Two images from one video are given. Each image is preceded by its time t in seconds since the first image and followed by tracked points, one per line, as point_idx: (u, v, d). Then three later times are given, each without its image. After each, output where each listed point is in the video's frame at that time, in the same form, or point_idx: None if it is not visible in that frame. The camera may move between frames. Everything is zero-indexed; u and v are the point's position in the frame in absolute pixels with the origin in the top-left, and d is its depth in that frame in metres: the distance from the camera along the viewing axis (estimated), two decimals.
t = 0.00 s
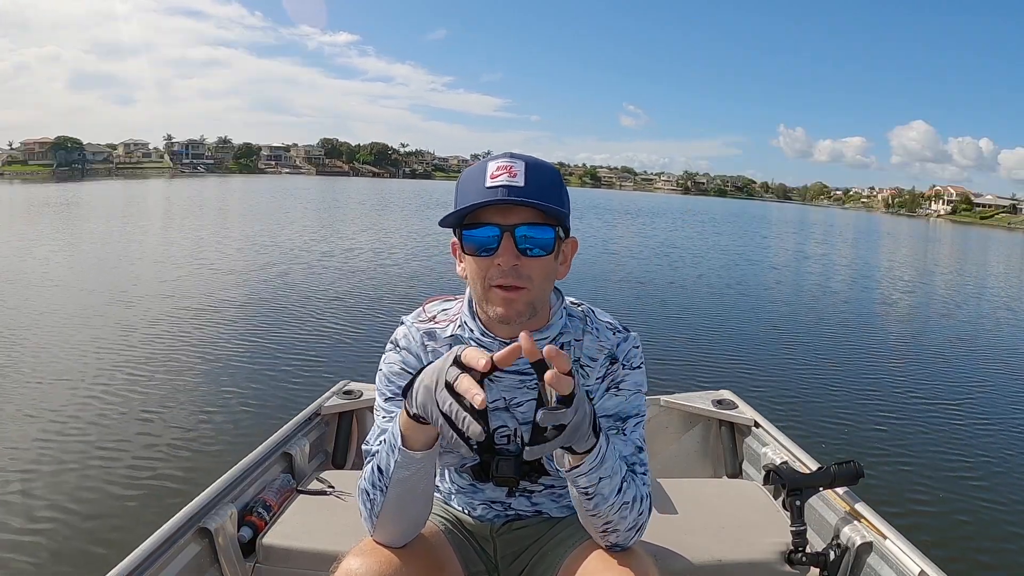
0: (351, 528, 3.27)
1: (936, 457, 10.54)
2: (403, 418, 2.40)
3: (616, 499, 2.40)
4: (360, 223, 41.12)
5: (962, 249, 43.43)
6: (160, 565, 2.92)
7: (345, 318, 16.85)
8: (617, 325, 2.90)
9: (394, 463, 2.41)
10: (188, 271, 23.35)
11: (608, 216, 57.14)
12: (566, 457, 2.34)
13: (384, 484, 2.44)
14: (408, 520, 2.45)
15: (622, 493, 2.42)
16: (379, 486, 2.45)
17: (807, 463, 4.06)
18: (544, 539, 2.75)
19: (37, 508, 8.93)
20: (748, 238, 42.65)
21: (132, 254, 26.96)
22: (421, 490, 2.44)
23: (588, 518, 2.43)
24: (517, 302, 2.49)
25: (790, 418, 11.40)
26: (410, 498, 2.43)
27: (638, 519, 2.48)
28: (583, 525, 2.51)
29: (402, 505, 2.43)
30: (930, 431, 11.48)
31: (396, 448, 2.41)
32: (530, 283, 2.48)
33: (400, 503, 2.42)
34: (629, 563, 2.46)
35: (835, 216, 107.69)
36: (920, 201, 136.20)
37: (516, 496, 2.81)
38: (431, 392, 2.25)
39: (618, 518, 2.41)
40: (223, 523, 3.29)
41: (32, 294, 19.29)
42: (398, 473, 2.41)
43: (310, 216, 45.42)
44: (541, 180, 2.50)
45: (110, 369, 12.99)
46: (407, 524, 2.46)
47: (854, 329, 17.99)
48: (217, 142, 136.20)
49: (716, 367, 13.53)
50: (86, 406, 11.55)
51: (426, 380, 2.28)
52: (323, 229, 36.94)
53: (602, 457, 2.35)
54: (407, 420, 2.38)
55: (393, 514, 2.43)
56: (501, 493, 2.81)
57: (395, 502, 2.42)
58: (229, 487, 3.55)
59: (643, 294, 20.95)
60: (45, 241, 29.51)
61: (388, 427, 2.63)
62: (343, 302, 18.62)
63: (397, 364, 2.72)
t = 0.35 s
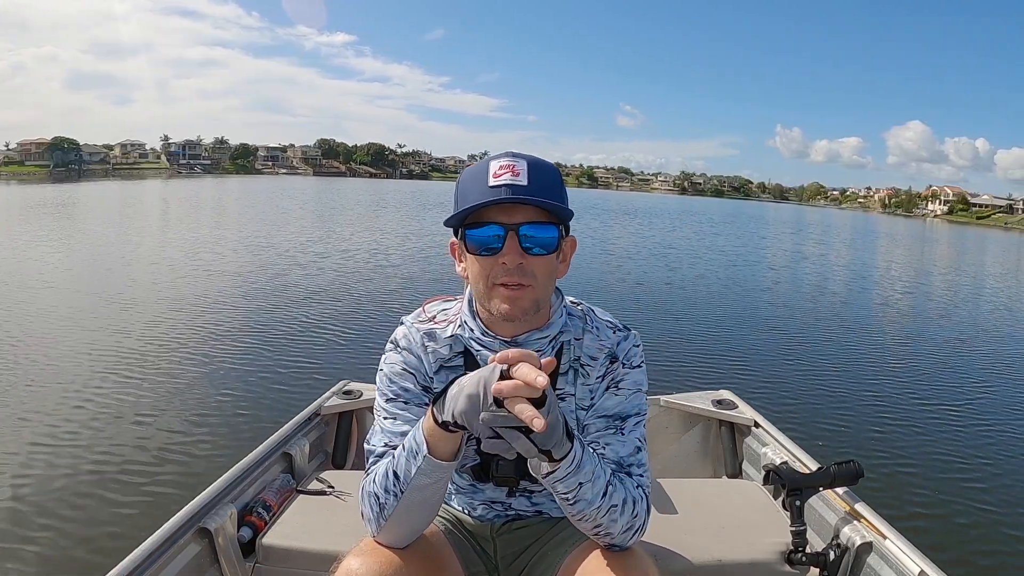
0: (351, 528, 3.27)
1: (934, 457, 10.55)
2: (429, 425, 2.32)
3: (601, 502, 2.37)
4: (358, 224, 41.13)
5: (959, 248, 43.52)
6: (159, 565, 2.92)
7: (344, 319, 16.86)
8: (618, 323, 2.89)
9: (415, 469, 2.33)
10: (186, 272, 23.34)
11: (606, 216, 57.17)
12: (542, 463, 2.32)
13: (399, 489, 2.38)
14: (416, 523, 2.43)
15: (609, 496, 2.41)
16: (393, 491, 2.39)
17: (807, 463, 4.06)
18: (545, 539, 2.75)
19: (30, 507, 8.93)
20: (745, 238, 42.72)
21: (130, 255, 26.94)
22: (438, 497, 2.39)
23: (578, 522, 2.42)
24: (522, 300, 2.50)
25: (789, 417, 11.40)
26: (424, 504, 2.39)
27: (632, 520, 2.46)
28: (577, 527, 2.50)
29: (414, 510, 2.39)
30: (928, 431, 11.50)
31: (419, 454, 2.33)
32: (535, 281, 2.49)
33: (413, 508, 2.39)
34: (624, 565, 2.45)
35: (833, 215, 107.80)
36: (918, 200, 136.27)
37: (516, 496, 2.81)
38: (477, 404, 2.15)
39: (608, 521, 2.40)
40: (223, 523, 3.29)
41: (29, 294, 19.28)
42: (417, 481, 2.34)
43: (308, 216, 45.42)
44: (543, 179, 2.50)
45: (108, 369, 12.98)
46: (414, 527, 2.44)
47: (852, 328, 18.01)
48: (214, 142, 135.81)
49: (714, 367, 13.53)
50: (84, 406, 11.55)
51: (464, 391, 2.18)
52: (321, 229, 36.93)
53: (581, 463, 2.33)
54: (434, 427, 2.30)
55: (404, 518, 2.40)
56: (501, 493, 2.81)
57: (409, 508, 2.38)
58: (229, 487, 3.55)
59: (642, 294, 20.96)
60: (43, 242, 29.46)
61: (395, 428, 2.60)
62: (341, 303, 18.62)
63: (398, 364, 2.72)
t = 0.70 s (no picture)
0: (351, 528, 3.27)
1: (933, 457, 10.56)
2: (435, 424, 2.32)
3: (602, 498, 2.38)
4: (356, 223, 41.11)
5: (955, 248, 43.61)
6: (159, 565, 2.92)
7: (342, 318, 16.85)
8: (619, 324, 2.90)
9: (420, 468, 2.34)
10: (184, 271, 23.30)
11: (603, 216, 57.18)
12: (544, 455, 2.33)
13: (403, 489, 2.38)
14: (418, 524, 2.43)
15: (611, 493, 2.41)
16: (397, 491, 2.39)
17: (807, 463, 4.07)
18: (545, 540, 2.75)
19: (27, 506, 8.88)
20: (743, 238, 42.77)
21: (127, 255, 26.88)
22: (442, 497, 2.40)
23: (579, 519, 2.42)
24: (532, 300, 2.50)
25: (788, 417, 11.40)
26: (427, 504, 2.39)
27: (633, 518, 2.45)
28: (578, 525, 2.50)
29: (417, 510, 2.39)
30: (927, 431, 11.51)
31: (425, 454, 2.33)
32: (545, 282, 2.49)
33: (416, 508, 2.39)
34: (625, 563, 2.45)
35: (827, 216, 107.48)
36: (916, 200, 136.31)
37: (517, 496, 2.81)
38: (491, 397, 2.15)
39: (609, 518, 2.40)
40: (223, 523, 3.29)
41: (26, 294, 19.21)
42: (423, 480, 2.35)
43: (306, 216, 45.38)
44: (551, 179, 2.51)
45: (105, 368, 12.95)
46: (416, 527, 2.44)
47: (850, 328, 18.03)
48: (211, 141, 135.81)
49: (713, 367, 13.52)
50: (82, 405, 11.53)
51: (477, 386, 2.18)
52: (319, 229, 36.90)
53: (583, 456, 2.34)
54: (443, 427, 2.30)
55: (406, 518, 2.40)
56: (501, 494, 2.80)
57: (413, 508, 2.38)
58: (229, 487, 3.55)
59: (640, 294, 20.96)
60: (39, 241, 29.38)
61: (396, 428, 2.60)
62: (339, 302, 18.60)
63: (400, 364, 2.72)
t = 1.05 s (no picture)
0: (351, 528, 3.27)
1: (933, 458, 10.57)
2: (436, 421, 2.32)
3: (604, 496, 2.38)
4: (354, 223, 41.07)
5: (953, 247, 43.62)
6: (160, 565, 2.92)
7: (340, 318, 16.86)
8: (620, 325, 2.90)
9: (421, 467, 2.34)
10: (182, 272, 23.27)
11: (601, 216, 57.14)
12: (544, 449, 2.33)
13: (403, 488, 2.38)
14: (418, 524, 2.43)
15: (612, 490, 2.41)
16: (397, 490, 2.39)
17: (807, 463, 4.07)
18: (546, 540, 2.75)
19: (30, 508, 8.90)
20: (741, 238, 42.80)
21: (125, 256, 26.83)
22: (442, 495, 2.40)
23: (580, 516, 2.42)
24: (534, 301, 2.51)
25: (788, 417, 11.39)
26: (426, 503, 2.39)
27: (634, 517, 2.46)
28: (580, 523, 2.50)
29: (417, 509, 2.39)
30: (926, 432, 11.52)
31: (425, 452, 2.32)
32: (547, 283, 2.49)
33: (415, 506, 2.38)
34: (626, 563, 2.45)
35: (825, 215, 107.58)
36: (915, 200, 136.29)
37: (517, 496, 2.80)
38: (492, 392, 2.15)
39: (611, 515, 2.40)
40: (223, 523, 3.29)
41: (23, 296, 19.16)
42: (423, 479, 2.34)
43: (304, 216, 45.32)
44: (553, 181, 2.51)
45: (104, 370, 12.94)
46: (415, 527, 2.44)
47: (848, 328, 18.03)
48: (209, 141, 135.71)
49: (712, 368, 13.52)
50: (82, 407, 11.52)
51: (477, 381, 2.17)
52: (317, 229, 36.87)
53: (585, 452, 2.33)
54: (444, 424, 2.29)
55: (405, 518, 2.40)
56: (502, 494, 2.80)
57: (413, 507, 2.37)
58: (229, 487, 3.55)
59: (638, 294, 20.96)
60: (36, 242, 29.30)
61: (396, 428, 2.61)
62: (338, 302, 18.60)
63: (401, 365, 2.72)
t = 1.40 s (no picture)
0: (351, 528, 3.27)
1: (933, 457, 10.58)
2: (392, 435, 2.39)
3: (611, 489, 2.39)
4: (352, 223, 41.02)
5: (951, 246, 43.65)
6: (159, 565, 2.92)
7: (339, 319, 16.86)
8: (622, 325, 2.90)
9: (388, 477, 2.40)
10: (180, 273, 23.23)
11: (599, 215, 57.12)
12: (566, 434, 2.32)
13: (379, 498, 2.43)
14: (412, 525, 2.44)
15: (620, 485, 2.42)
16: (375, 500, 2.44)
17: (807, 463, 4.07)
18: (546, 539, 2.75)
19: (32, 510, 8.90)
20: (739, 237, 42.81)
21: (122, 257, 26.77)
22: (420, 498, 2.42)
23: (586, 509, 2.42)
24: (534, 303, 2.51)
25: (788, 417, 11.38)
26: (406, 508, 2.41)
27: (639, 515, 2.47)
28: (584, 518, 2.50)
29: (408, 513, 2.41)
30: (925, 431, 11.53)
31: (388, 464, 2.40)
32: (547, 284, 2.49)
33: (397, 511, 2.40)
34: (629, 561, 2.45)
35: (823, 214, 107.56)
36: (913, 199, 136.37)
37: (518, 496, 2.80)
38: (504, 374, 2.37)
39: (617, 510, 2.41)
40: (223, 523, 3.29)
41: (19, 297, 19.10)
42: (393, 487, 2.39)
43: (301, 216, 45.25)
44: (556, 182, 2.50)
45: (103, 371, 12.93)
46: (409, 529, 2.44)
47: (846, 327, 18.04)
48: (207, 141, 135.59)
49: (711, 368, 13.52)
50: (80, 408, 11.50)
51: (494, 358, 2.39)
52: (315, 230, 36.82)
53: (596, 443, 2.35)
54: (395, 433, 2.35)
55: (392, 521, 2.41)
56: (502, 494, 2.80)
57: (394, 514, 2.40)
58: (229, 487, 3.55)
59: (636, 293, 20.95)
60: (33, 243, 29.23)
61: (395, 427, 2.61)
62: (336, 303, 18.60)
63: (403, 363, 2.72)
